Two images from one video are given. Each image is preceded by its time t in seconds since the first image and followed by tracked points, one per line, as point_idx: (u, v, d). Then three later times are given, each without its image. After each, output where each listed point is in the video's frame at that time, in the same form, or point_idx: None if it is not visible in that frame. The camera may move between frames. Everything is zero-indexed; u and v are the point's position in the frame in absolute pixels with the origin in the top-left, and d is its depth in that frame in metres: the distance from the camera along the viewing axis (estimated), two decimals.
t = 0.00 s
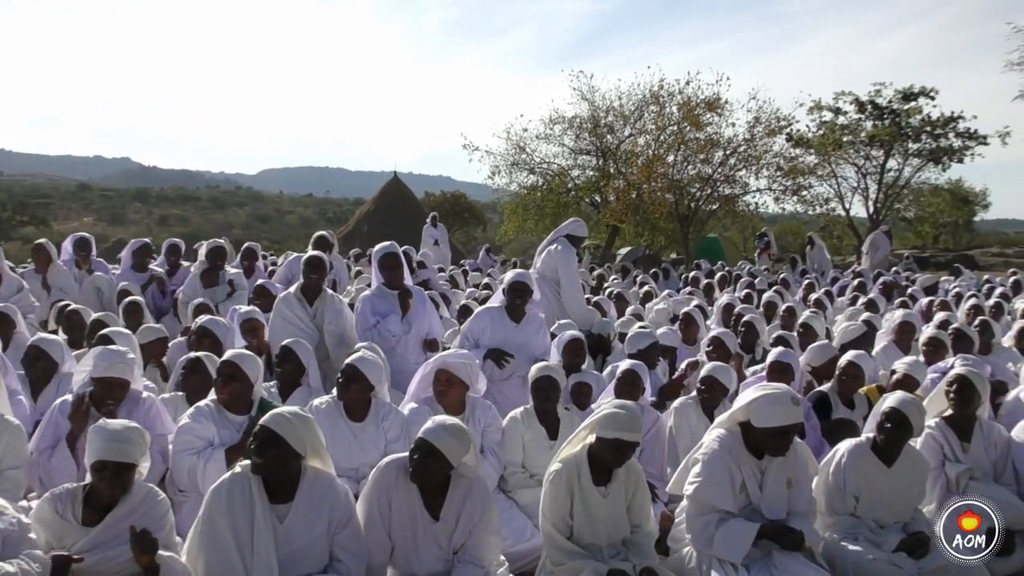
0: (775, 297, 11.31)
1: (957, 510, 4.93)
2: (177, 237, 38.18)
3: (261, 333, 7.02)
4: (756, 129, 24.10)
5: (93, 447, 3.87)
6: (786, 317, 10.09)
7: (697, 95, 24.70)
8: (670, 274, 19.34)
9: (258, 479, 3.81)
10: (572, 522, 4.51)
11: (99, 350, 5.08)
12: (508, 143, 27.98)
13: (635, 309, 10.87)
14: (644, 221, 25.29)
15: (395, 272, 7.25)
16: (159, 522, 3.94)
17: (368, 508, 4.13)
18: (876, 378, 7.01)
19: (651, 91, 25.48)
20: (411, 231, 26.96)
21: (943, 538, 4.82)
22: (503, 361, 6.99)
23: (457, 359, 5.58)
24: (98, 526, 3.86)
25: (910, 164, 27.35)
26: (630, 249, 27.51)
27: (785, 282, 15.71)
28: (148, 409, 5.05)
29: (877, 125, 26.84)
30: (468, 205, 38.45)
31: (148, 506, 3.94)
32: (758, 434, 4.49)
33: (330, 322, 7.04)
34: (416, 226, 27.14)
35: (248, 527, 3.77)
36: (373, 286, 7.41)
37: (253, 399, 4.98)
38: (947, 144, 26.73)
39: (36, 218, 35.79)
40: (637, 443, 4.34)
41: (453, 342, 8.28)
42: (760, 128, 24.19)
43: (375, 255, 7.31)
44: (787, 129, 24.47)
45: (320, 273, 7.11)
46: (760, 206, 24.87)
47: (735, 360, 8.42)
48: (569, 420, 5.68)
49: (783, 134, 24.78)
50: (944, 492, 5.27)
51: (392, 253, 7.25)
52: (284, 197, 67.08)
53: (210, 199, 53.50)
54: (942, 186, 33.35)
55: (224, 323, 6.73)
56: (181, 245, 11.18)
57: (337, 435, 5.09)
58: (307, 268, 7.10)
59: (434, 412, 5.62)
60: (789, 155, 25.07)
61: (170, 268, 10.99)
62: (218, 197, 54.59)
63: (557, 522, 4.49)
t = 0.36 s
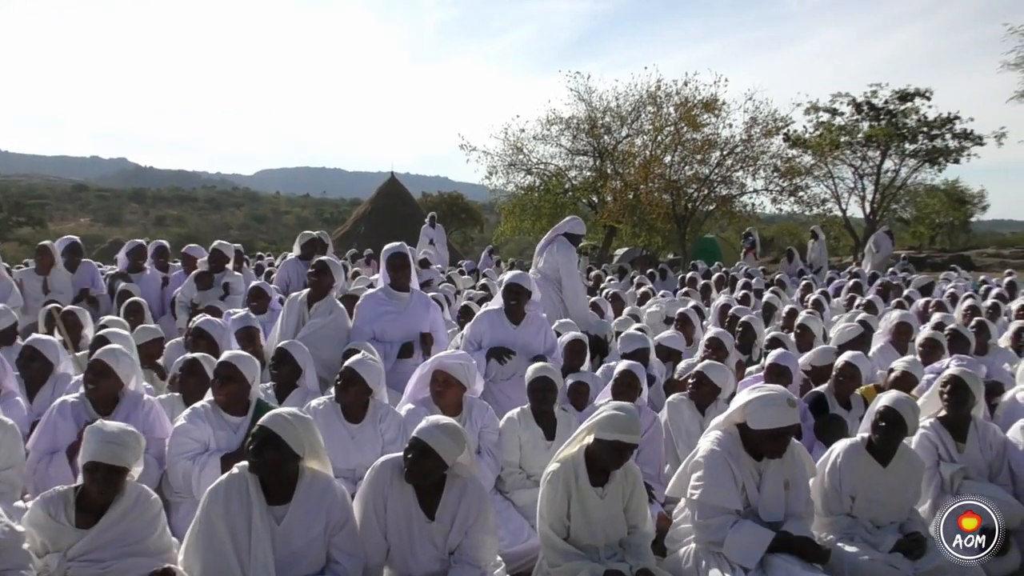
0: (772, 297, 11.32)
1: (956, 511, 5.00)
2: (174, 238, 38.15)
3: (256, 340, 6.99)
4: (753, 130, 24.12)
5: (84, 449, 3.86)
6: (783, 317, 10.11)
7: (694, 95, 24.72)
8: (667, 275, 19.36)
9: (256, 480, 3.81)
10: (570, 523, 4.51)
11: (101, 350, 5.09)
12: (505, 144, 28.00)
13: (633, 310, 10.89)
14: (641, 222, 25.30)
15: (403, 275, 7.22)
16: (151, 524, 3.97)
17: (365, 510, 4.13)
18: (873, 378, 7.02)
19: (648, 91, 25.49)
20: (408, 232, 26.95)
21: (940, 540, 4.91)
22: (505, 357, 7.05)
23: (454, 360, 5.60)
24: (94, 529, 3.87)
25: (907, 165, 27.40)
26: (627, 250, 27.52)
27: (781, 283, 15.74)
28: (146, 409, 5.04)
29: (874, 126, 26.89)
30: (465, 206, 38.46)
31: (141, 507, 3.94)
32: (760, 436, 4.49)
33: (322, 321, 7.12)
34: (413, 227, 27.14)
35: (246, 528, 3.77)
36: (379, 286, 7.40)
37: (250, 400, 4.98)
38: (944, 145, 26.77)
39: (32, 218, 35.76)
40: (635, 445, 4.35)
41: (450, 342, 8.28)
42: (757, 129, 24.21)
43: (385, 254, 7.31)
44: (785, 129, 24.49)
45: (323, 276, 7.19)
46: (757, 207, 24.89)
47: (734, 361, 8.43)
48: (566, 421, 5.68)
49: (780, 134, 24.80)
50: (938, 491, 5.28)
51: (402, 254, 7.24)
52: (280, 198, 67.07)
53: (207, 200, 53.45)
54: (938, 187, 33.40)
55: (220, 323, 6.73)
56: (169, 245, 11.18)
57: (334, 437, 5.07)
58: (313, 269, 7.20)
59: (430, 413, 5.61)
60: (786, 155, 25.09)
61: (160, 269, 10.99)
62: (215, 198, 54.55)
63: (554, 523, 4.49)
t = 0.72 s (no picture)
0: (771, 298, 11.33)
1: (954, 512, 5.02)
2: (172, 239, 38.14)
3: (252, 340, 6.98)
4: (751, 130, 24.13)
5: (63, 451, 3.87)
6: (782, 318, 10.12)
7: (693, 96, 24.73)
8: (665, 275, 19.36)
9: (254, 481, 3.81)
10: (568, 524, 4.51)
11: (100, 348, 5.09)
12: (504, 145, 28.01)
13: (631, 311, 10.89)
14: (640, 222, 25.29)
15: (403, 276, 7.30)
16: (140, 521, 3.96)
17: (363, 510, 4.13)
18: (871, 379, 7.02)
19: (646, 92, 25.50)
20: (407, 232, 26.94)
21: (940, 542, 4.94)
22: (512, 362, 7.09)
23: (452, 361, 5.60)
24: (83, 530, 3.87)
25: (905, 166, 27.40)
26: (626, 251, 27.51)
27: (780, 283, 15.75)
28: (146, 408, 5.03)
29: (872, 127, 26.90)
30: (463, 206, 38.47)
31: (127, 505, 3.94)
32: (757, 436, 4.49)
33: (325, 320, 7.10)
34: (411, 227, 27.13)
35: (243, 529, 3.76)
36: (379, 286, 7.43)
37: (248, 400, 4.97)
38: (942, 145, 26.78)
39: (31, 219, 35.76)
40: (632, 445, 4.34)
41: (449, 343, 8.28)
42: (756, 129, 24.22)
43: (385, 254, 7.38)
44: (783, 130, 24.49)
45: (328, 277, 7.09)
46: (756, 207, 24.90)
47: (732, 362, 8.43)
48: (565, 421, 5.67)
49: (778, 135, 24.81)
50: (933, 493, 5.28)
51: (402, 256, 7.29)
52: (278, 198, 67.06)
53: (206, 200, 53.44)
54: (936, 188, 33.41)
55: (219, 325, 6.72)
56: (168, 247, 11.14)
57: (332, 438, 5.08)
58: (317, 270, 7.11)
59: (429, 414, 5.61)
60: (785, 156, 25.09)
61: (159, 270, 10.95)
62: (213, 198, 54.52)
63: (552, 523, 4.50)
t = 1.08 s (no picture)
0: (771, 298, 11.33)
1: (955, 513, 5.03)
2: (172, 240, 38.12)
3: (257, 335, 6.98)
4: (751, 130, 24.13)
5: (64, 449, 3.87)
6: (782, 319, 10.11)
7: (693, 96, 24.73)
8: (665, 275, 19.35)
9: (253, 481, 3.80)
10: (568, 523, 4.51)
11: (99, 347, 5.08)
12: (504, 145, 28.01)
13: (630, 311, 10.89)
14: (640, 223, 25.28)
15: (397, 276, 7.27)
16: (139, 521, 3.96)
17: (363, 510, 4.13)
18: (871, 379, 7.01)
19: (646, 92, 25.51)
20: (407, 232, 26.93)
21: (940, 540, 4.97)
22: (502, 365, 7.05)
23: (452, 361, 5.58)
24: (82, 529, 3.87)
25: (905, 166, 27.40)
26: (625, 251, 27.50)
27: (780, 283, 15.74)
28: (144, 407, 5.03)
29: (873, 127, 26.89)
30: (463, 206, 38.46)
31: (127, 504, 3.93)
32: (757, 436, 4.49)
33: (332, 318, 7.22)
34: (411, 227, 27.13)
35: (242, 529, 3.76)
36: (375, 287, 7.42)
37: (248, 400, 4.97)
38: (943, 145, 26.77)
39: (31, 219, 35.77)
40: (633, 444, 4.33)
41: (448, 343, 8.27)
42: (756, 130, 24.22)
43: (380, 254, 7.34)
44: (783, 130, 24.50)
45: (328, 277, 7.16)
46: (756, 208, 24.89)
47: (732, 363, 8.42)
48: (565, 422, 5.67)
49: (778, 135, 24.81)
50: (931, 495, 5.28)
51: (395, 255, 7.27)
52: (278, 198, 67.03)
53: (206, 200, 53.40)
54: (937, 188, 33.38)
55: (219, 324, 6.72)
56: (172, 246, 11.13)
57: (332, 438, 5.08)
58: (316, 271, 7.16)
59: (428, 414, 5.60)
60: (785, 156, 25.07)
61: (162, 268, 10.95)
62: (213, 198, 54.49)
63: (552, 523, 4.49)
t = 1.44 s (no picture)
0: (767, 298, 11.33)
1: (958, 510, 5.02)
2: (167, 242, 38.05)
3: (254, 334, 6.88)
4: (747, 131, 24.14)
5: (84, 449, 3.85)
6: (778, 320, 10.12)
7: (689, 97, 24.74)
8: (661, 276, 19.33)
9: (249, 482, 3.79)
10: (565, 524, 4.49)
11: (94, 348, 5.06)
12: (499, 146, 28.00)
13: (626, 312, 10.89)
14: (635, 223, 25.28)
15: (387, 276, 7.28)
16: (149, 529, 3.95)
17: (358, 511, 4.11)
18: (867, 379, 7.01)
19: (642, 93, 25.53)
20: (403, 234, 26.89)
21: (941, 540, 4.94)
22: (503, 347, 7.05)
23: (448, 362, 5.56)
24: (90, 531, 3.86)
25: (901, 166, 27.44)
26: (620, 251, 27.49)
27: (776, 283, 15.74)
28: (143, 411, 5.01)
29: (868, 128, 26.92)
30: (459, 208, 38.46)
31: (139, 509, 3.92)
32: (755, 437, 4.48)
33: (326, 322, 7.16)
34: (407, 228, 27.10)
35: (238, 533, 3.73)
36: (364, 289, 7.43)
37: (244, 402, 4.95)
38: (938, 146, 26.81)
39: (26, 221, 35.69)
40: (631, 446, 4.33)
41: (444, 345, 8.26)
42: (751, 130, 24.23)
43: (368, 254, 7.34)
44: (778, 131, 24.53)
45: (313, 278, 7.04)
46: (752, 208, 24.92)
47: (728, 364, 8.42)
48: (561, 423, 5.67)
49: (773, 136, 24.84)
50: (930, 494, 5.27)
51: (384, 256, 7.27)
52: (274, 200, 66.93)
53: (201, 202, 53.33)
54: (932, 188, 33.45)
55: (214, 327, 6.68)
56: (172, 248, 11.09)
57: (328, 439, 5.07)
58: (300, 272, 7.04)
59: (424, 415, 5.59)
60: (781, 157, 25.09)
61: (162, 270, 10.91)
62: (209, 200, 54.40)
63: (549, 524, 4.48)
